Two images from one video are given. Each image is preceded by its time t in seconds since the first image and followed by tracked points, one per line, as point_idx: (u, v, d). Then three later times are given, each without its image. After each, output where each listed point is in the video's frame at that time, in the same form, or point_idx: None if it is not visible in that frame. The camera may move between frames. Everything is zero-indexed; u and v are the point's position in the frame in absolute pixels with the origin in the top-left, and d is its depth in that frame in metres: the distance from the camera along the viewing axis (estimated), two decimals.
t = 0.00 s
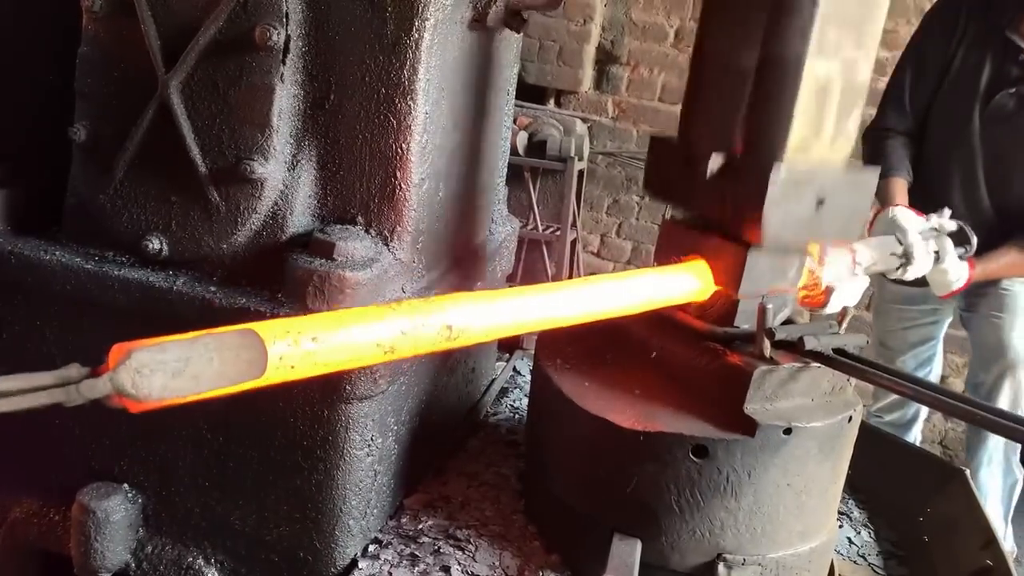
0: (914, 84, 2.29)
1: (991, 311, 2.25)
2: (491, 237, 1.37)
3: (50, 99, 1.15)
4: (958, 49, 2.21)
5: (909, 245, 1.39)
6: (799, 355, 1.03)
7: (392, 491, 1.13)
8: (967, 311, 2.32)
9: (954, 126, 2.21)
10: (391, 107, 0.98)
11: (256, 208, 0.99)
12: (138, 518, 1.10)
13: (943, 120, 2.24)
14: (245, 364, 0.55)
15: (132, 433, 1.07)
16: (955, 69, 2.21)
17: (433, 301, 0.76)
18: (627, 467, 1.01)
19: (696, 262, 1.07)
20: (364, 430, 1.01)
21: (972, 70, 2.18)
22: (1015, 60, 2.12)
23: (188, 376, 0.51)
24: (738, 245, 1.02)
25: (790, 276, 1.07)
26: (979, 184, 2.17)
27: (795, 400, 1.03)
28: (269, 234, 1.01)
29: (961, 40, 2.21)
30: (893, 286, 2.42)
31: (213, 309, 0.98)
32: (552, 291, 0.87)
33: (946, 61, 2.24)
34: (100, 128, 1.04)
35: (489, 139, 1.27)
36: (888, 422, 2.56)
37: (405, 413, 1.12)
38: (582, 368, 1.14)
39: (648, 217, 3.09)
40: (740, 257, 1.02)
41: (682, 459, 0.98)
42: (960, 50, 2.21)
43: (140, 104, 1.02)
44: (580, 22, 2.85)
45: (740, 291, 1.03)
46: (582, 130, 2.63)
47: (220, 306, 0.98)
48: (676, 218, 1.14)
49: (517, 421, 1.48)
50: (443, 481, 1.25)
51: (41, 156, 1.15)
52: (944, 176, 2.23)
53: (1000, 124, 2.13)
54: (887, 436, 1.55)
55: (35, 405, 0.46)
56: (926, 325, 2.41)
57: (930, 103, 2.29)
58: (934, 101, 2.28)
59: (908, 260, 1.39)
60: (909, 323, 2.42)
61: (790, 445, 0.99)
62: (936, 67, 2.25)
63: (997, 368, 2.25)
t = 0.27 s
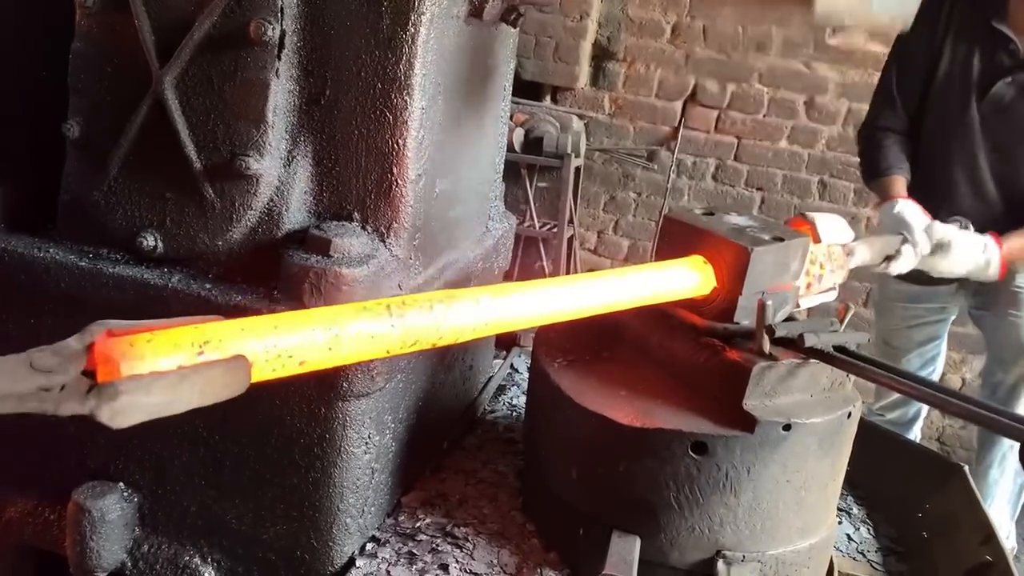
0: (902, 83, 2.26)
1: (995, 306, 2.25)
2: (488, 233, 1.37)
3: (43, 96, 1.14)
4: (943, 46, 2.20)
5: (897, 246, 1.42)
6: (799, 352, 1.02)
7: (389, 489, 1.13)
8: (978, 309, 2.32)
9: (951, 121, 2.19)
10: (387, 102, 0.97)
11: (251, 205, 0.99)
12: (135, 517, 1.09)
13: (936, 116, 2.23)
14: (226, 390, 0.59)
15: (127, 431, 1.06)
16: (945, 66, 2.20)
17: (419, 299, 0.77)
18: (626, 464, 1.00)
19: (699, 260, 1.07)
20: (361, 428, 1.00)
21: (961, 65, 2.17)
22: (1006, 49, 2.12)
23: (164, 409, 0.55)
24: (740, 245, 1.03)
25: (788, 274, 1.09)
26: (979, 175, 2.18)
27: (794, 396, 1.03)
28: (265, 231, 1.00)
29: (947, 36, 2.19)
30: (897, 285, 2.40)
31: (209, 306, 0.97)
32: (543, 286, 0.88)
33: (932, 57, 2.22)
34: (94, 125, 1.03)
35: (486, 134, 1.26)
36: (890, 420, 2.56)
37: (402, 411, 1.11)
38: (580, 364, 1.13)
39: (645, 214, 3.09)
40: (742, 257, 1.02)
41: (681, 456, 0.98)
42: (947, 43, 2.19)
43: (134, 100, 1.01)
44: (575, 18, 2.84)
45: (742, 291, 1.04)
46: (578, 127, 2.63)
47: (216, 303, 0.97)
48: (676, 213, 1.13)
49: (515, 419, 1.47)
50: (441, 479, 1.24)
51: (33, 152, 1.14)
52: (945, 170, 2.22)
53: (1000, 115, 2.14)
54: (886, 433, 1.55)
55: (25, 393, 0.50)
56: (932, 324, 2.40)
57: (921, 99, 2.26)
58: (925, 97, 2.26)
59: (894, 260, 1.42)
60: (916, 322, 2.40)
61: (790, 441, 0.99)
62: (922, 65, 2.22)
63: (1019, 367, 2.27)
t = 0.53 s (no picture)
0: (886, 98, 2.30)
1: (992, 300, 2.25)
2: (484, 229, 1.36)
3: (36, 90, 1.13)
4: (927, 61, 2.22)
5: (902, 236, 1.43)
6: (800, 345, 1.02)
7: (386, 485, 1.12)
8: (989, 302, 2.28)
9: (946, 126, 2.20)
10: (383, 96, 0.96)
11: (246, 200, 0.98)
12: (131, 514, 1.09)
13: (931, 117, 2.23)
14: (231, 373, 0.58)
15: (122, 428, 1.06)
16: (932, 76, 2.21)
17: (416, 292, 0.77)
18: (624, 458, 1.00)
19: (702, 254, 1.05)
20: (358, 424, 1.00)
21: (950, 71, 2.18)
22: (994, 50, 2.12)
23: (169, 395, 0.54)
24: (743, 236, 1.01)
25: (790, 267, 1.08)
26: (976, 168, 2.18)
27: (793, 389, 1.02)
28: (260, 226, 0.99)
29: (929, 46, 2.21)
30: (904, 283, 2.43)
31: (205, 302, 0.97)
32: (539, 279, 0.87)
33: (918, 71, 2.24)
34: (87, 119, 1.02)
35: (482, 129, 1.26)
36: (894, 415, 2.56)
37: (400, 406, 1.11)
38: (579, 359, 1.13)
39: (641, 208, 3.08)
40: (745, 249, 1.01)
41: (679, 450, 0.98)
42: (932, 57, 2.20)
43: (128, 94, 1.00)
44: (571, 13, 2.84)
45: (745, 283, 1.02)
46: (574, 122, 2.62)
47: (212, 299, 0.97)
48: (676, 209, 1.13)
49: (512, 415, 1.47)
50: (439, 474, 1.24)
51: (27, 148, 1.14)
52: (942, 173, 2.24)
53: (1000, 114, 2.12)
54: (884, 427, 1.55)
55: (21, 383, 0.51)
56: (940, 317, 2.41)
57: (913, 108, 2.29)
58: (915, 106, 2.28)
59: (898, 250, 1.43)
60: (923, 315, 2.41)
61: (789, 435, 0.98)
62: (906, 80, 2.25)
63: None
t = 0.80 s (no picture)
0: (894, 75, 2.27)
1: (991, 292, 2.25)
2: (481, 225, 1.36)
3: (28, 89, 1.13)
4: (932, 35, 2.20)
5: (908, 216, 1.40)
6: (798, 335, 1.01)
7: (385, 483, 1.12)
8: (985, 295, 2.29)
9: (947, 109, 2.20)
10: (378, 91, 0.96)
11: (241, 197, 0.97)
12: (128, 514, 1.08)
13: (932, 102, 2.23)
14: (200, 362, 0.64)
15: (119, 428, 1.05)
16: (934, 57, 2.20)
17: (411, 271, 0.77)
18: (623, 453, 1.00)
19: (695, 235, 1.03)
20: (355, 420, 0.99)
21: (951, 54, 2.18)
22: (997, 32, 2.11)
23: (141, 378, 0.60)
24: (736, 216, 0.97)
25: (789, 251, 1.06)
26: (972, 160, 2.19)
27: (792, 381, 1.02)
28: (255, 224, 0.99)
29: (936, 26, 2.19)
30: (899, 274, 2.42)
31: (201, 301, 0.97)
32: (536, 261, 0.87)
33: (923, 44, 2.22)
34: (80, 117, 1.02)
35: (477, 124, 1.26)
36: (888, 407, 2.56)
37: (398, 402, 1.10)
38: (577, 354, 1.13)
39: (638, 204, 3.08)
40: (736, 228, 0.97)
41: (678, 444, 0.97)
42: (935, 34, 2.19)
43: (121, 93, 0.99)
44: (566, 8, 2.84)
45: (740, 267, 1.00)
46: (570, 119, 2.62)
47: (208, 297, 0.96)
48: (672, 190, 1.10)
49: (510, 411, 1.46)
50: (437, 472, 1.24)
51: (20, 147, 1.13)
52: (939, 156, 2.24)
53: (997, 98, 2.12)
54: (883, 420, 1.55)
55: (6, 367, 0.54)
56: (933, 310, 2.40)
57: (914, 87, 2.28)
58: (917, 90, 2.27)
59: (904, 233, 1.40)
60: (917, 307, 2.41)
61: (788, 429, 0.98)
62: (912, 57, 2.24)
63: None
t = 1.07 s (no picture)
0: (892, 76, 2.29)
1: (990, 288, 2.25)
2: (479, 225, 1.35)
3: (24, 92, 1.12)
4: (932, 31, 2.21)
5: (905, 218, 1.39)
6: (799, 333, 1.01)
7: (386, 484, 1.12)
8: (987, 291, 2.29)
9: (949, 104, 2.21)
10: (375, 90, 0.96)
11: (239, 198, 0.97)
12: (128, 519, 1.08)
13: (932, 99, 2.23)
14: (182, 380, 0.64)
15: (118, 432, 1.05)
16: (935, 53, 2.21)
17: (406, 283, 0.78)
18: (624, 451, 0.99)
19: (698, 240, 1.05)
20: (356, 421, 0.99)
21: (952, 46, 2.20)
22: (997, 24, 2.14)
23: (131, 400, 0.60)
24: (739, 222, 1.00)
25: (789, 254, 1.07)
26: (970, 155, 2.20)
27: (792, 377, 1.02)
28: (253, 225, 0.98)
29: (936, 19, 2.21)
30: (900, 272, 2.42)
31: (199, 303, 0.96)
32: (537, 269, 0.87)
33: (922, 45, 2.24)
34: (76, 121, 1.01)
35: (475, 123, 1.26)
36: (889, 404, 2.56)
37: (398, 403, 1.10)
38: (576, 352, 1.12)
39: (635, 204, 3.08)
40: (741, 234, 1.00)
41: (680, 441, 0.97)
42: (935, 28, 2.21)
43: (116, 96, 0.99)
44: (562, 10, 2.85)
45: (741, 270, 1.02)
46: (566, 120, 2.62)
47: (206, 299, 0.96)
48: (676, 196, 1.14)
49: (510, 411, 1.46)
50: (438, 472, 1.23)
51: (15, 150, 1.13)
52: (942, 151, 2.25)
53: (999, 91, 2.13)
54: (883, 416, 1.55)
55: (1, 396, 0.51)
56: (935, 306, 2.41)
57: (913, 89, 2.29)
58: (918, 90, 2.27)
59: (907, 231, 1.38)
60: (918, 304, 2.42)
61: (788, 424, 0.98)
62: (912, 53, 2.25)
63: None
